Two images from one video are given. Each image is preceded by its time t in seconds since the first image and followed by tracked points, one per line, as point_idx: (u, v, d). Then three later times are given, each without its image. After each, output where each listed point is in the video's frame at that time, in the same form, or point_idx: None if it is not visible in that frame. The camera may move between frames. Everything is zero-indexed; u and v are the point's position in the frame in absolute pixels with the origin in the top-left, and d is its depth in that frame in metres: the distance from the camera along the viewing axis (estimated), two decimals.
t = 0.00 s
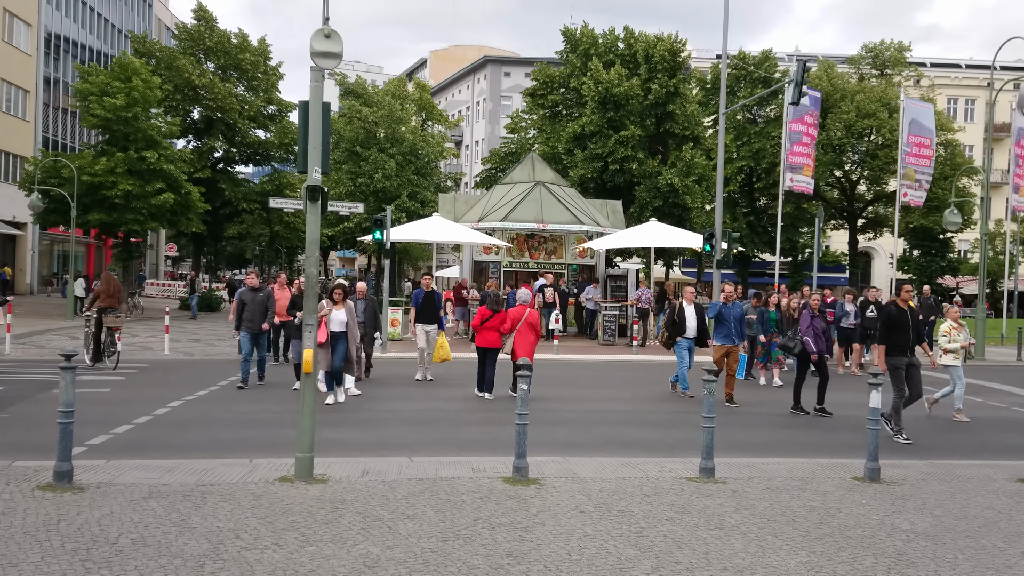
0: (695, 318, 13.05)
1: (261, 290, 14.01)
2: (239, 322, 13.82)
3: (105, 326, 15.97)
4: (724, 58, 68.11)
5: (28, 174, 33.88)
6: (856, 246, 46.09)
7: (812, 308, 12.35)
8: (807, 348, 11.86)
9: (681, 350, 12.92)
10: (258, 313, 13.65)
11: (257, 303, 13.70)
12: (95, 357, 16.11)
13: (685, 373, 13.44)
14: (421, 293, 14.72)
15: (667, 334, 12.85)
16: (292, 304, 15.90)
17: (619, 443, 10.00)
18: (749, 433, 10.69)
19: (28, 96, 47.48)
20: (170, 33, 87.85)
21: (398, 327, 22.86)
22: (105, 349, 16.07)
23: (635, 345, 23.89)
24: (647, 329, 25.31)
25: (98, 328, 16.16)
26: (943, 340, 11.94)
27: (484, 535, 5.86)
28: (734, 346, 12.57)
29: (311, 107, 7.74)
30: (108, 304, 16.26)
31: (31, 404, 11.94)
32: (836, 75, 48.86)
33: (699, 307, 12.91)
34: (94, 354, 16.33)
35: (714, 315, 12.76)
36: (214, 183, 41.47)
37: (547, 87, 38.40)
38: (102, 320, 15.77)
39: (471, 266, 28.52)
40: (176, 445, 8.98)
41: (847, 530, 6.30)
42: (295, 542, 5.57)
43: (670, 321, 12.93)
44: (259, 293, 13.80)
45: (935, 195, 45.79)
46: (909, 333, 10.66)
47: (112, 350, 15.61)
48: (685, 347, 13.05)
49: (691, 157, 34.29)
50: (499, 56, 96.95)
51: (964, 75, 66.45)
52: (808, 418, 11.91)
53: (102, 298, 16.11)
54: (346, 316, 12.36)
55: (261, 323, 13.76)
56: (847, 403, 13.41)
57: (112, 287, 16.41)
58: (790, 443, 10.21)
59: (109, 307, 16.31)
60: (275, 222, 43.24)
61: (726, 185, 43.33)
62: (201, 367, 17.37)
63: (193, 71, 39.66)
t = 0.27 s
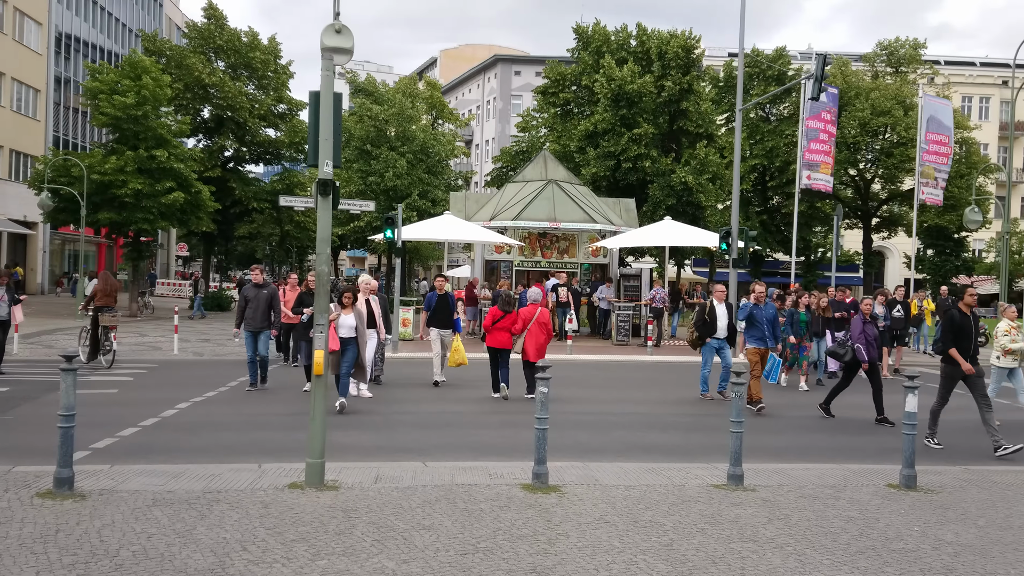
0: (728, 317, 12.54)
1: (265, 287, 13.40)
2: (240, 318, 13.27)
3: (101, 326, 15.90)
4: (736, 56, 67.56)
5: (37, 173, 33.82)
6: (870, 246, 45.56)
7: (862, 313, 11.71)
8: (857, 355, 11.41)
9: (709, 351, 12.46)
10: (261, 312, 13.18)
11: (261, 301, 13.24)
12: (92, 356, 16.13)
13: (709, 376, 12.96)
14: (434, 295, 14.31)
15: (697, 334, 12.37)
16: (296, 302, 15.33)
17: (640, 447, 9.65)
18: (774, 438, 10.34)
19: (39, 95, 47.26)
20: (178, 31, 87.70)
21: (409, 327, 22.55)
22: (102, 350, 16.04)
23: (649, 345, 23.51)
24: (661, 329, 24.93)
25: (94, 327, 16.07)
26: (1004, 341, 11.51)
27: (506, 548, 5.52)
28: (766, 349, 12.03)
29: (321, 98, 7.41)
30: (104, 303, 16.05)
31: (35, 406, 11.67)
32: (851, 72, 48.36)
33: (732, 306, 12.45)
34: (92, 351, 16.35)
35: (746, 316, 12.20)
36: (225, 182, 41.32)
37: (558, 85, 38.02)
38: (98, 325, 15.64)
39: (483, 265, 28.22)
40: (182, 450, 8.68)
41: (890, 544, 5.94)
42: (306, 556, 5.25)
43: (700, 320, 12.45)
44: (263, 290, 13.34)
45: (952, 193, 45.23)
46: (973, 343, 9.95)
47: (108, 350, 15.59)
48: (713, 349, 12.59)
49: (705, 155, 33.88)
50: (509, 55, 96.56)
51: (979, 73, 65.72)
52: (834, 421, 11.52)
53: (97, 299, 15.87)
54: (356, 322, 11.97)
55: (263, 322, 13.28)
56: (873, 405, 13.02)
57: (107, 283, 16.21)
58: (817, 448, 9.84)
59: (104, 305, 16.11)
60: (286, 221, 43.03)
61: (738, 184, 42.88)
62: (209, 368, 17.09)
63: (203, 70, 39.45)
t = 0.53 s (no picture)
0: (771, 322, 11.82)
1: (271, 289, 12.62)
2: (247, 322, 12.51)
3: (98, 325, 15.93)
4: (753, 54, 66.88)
5: (52, 173, 33.79)
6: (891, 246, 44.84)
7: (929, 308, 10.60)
8: (926, 354, 10.53)
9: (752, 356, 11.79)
10: (267, 314, 12.42)
11: (267, 304, 12.50)
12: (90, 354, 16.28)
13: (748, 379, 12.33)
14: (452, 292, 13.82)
15: (739, 339, 11.77)
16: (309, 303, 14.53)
17: (668, 453, 9.21)
18: (807, 444, 9.87)
19: (56, 96, 47.23)
20: (194, 31, 87.86)
21: (425, 327, 22.18)
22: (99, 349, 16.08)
23: (669, 346, 23.02)
24: (682, 330, 24.46)
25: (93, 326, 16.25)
26: None
27: (535, 566, 5.12)
28: (812, 355, 11.14)
29: (335, 86, 7.00)
30: (104, 301, 16.25)
31: (42, 409, 11.38)
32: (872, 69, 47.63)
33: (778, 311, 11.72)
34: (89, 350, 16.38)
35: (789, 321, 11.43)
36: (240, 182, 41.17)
37: (574, 83, 37.60)
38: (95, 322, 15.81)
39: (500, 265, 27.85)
40: (191, 455, 8.33)
41: (948, 563, 5.50)
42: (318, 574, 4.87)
43: (743, 324, 11.71)
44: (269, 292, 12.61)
45: (975, 193, 44.50)
46: None
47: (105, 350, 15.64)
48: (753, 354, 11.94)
49: (725, 153, 33.35)
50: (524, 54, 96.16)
51: (1002, 70, 64.73)
52: (869, 428, 11.03)
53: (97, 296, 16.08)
54: (368, 320, 11.15)
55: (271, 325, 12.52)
56: (907, 409, 12.53)
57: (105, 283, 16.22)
58: (854, 455, 9.37)
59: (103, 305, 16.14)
60: (301, 221, 42.84)
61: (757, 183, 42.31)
62: (222, 368, 16.74)
63: (218, 69, 39.28)
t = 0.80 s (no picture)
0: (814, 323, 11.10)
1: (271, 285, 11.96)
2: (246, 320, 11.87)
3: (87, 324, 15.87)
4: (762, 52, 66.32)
5: (54, 173, 33.40)
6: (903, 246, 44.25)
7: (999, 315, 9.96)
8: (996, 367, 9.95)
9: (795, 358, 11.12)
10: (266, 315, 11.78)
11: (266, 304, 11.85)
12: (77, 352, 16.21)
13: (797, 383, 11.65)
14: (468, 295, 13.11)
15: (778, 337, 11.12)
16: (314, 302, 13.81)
17: (692, 461, 8.75)
18: (837, 450, 9.40)
19: (61, 96, 46.87)
20: (200, 31, 87.53)
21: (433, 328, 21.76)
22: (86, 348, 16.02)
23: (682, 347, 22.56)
24: (695, 330, 23.98)
25: (81, 323, 16.21)
26: None
27: None
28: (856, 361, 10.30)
29: (341, 70, 6.52)
30: (93, 300, 16.18)
31: (39, 412, 10.98)
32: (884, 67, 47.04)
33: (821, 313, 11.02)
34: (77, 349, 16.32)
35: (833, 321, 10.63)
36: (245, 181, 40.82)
37: (583, 81, 37.14)
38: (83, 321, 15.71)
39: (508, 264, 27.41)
40: (190, 462, 7.91)
41: None
42: None
43: (782, 323, 11.06)
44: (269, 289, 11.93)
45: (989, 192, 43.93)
46: None
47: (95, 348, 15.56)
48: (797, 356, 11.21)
49: (737, 151, 32.85)
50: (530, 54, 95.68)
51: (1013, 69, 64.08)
52: (900, 433, 10.54)
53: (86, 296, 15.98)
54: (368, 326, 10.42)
55: (271, 323, 11.84)
56: (936, 413, 12.05)
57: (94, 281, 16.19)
58: (888, 463, 8.90)
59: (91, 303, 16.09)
60: (307, 222, 42.46)
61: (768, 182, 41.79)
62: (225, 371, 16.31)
63: (223, 68, 38.90)
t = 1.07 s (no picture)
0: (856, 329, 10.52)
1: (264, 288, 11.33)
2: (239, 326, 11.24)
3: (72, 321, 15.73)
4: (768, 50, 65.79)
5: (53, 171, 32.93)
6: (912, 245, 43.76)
7: None
8: None
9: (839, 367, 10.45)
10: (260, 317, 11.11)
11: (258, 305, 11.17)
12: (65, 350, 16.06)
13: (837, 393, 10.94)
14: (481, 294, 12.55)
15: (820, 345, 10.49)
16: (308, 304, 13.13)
17: (715, 471, 8.30)
18: (865, 460, 8.94)
19: (62, 94, 46.41)
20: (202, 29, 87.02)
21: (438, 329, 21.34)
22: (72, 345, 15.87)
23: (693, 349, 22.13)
24: (705, 331, 23.53)
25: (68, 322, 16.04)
26: None
27: None
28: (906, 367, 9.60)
29: (345, 55, 6.05)
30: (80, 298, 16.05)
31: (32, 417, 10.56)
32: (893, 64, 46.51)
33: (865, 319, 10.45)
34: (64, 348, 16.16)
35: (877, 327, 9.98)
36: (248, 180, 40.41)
37: (589, 78, 36.69)
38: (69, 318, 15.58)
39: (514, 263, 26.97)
40: (186, 474, 7.47)
41: None
42: None
43: (822, 330, 10.44)
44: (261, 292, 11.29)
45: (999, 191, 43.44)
46: None
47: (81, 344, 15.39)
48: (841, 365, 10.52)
49: (746, 148, 32.37)
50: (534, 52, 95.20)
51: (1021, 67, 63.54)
52: (930, 441, 10.08)
53: (73, 293, 15.83)
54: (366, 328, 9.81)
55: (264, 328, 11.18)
56: (961, 419, 11.59)
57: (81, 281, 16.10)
58: (921, 473, 8.44)
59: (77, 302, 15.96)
60: (310, 220, 42.08)
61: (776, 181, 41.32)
62: (226, 373, 15.90)
63: (226, 65, 38.51)
